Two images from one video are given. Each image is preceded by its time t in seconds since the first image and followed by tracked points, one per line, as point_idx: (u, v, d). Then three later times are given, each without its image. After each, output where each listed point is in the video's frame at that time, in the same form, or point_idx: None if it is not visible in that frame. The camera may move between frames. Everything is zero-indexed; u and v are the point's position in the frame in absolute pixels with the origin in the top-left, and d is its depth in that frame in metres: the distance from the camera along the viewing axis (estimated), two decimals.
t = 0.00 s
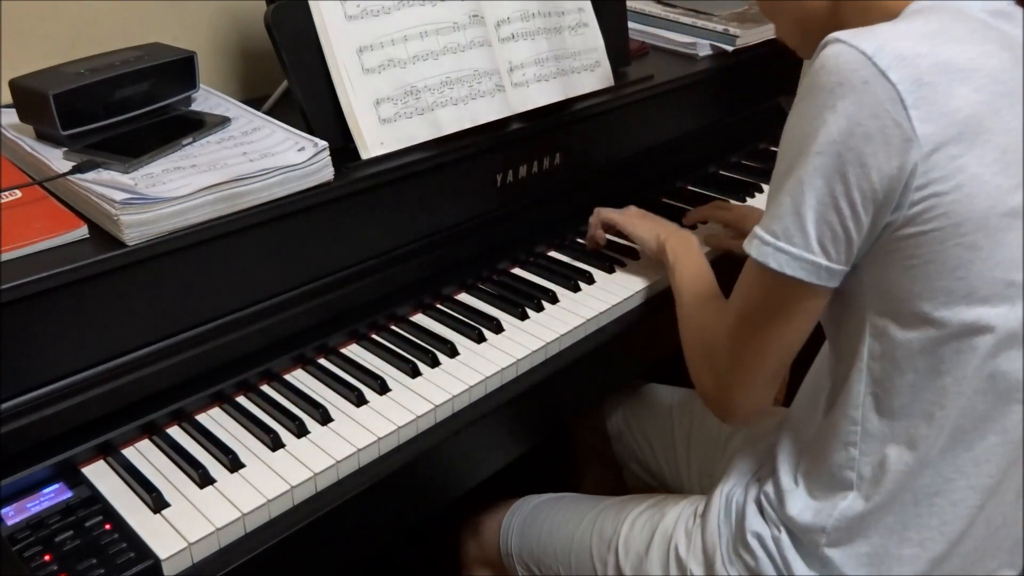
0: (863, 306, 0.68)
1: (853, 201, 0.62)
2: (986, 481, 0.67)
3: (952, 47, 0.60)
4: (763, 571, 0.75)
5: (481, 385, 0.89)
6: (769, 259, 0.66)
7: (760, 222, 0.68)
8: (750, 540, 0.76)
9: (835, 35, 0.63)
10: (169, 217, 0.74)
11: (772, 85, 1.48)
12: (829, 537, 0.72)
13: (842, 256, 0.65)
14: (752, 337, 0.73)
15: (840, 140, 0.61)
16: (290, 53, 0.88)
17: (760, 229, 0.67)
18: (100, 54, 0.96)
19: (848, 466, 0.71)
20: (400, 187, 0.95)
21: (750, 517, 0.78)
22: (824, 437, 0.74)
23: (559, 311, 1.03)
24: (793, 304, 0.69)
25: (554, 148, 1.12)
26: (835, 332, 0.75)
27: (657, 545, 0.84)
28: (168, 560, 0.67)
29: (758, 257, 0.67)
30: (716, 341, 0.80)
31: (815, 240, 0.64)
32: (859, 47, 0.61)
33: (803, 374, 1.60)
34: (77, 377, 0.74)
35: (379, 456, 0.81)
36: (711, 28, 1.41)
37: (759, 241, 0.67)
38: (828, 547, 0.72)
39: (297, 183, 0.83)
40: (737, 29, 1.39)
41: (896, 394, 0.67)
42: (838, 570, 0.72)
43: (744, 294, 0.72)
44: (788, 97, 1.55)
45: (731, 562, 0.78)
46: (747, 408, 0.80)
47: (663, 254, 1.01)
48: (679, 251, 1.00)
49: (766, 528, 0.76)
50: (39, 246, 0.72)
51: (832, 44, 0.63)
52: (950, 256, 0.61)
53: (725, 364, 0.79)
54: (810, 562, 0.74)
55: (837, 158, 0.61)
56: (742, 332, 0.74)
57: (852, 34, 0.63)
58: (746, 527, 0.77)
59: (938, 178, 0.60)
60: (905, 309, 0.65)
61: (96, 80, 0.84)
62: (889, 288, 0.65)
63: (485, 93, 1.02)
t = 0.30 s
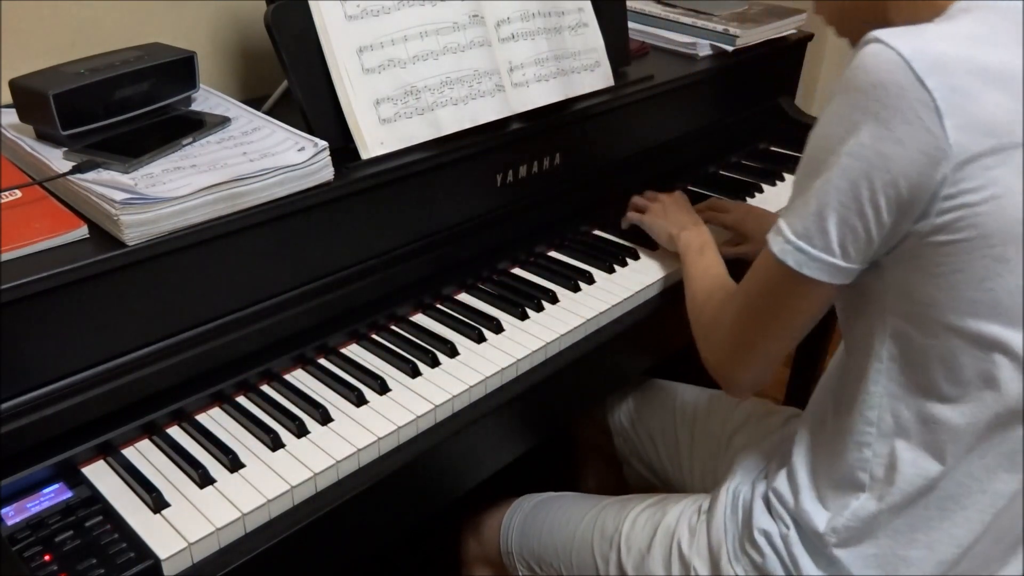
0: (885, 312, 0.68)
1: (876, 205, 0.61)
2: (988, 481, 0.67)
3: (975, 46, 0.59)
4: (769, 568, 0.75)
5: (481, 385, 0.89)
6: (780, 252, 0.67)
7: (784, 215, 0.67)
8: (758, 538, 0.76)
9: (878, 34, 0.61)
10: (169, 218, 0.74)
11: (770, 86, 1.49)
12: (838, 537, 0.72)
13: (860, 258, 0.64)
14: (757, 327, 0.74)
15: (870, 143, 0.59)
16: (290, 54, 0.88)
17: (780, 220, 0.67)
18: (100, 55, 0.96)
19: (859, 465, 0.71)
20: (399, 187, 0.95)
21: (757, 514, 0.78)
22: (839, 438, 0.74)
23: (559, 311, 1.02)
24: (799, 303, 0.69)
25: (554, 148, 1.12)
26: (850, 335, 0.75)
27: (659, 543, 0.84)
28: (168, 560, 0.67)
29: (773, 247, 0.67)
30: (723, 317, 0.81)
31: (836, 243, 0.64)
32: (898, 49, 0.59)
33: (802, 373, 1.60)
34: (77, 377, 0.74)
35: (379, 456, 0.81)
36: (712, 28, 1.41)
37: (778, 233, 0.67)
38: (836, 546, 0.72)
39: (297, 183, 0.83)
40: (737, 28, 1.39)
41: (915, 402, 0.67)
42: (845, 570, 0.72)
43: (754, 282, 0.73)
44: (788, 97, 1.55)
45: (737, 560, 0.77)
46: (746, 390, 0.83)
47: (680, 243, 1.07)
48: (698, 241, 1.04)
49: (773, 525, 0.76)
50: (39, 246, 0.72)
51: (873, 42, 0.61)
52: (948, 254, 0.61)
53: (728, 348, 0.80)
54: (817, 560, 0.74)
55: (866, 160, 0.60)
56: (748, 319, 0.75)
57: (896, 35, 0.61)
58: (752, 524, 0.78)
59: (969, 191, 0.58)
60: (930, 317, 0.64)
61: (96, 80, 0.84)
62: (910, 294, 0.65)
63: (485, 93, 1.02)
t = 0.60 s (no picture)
0: (921, 330, 0.68)
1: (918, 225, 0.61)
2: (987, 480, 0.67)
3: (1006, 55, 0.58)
4: (779, 568, 0.75)
5: (481, 385, 0.89)
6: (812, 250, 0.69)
7: (825, 226, 0.67)
8: (769, 539, 0.76)
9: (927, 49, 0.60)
10: (169, 217, 0.74)
11: (769, 86, 1.49)
12: (854, 539, 0.72)
13: (897, 275, 0.65)
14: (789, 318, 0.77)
15: (915, 166, 0.59)
16: (290, 54, 0.88)
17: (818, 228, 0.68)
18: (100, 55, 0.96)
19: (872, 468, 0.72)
20: (400, 186, 0.95)
21: (768, 513, 0.78)
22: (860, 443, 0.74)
23: (559, 311, 1.02)
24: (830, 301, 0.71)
25: (554, 148, 1.12)
26: (883, 346, 0.74)
27: (662, 542, 0.84)
28: (168, 560, 0.67)
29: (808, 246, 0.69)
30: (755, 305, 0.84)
31: (875, 264, 0.65)
32: (946, 68, 0.57)
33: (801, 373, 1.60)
34: (77, 377, 0.74)
35: (378, 456, 0.81)
36: (712, 28, 1.41)
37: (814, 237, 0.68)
38: (851, 549, 0.73)
39: (296, 182, 0.83)
40: (737, 28, 1.39)
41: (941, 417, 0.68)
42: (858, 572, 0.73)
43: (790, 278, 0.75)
44: (788, 97, 1.55)
45: (746, 559, 0.78)
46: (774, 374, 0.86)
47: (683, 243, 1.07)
48: (706, 237, 1.05)
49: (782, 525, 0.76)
50: (39, 246, 0.71)
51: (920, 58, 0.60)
52: (973, 265, 0.61)
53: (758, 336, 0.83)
54: (830, 561, 0.74)
55: (910, 184, 0.60)
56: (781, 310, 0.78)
57: (947, 51, 0.59)
58: (762, 523, 0.78)
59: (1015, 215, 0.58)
60: (965, 335, 0.64)
61: (96, 81, 0.84)
62: (945, 310, 0.65)
63: (485, 93, 1.02)
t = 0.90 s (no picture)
0: (927, 338, 0.68)
1: (925, 235, 0.61)
2: (989, 483, 0.67)
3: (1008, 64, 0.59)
4: (783, 569, 0.75)
5: (481, 385, 0.89)
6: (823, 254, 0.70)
7: (836, 236, 0.69)
8: (774, 541, 0.76)
9: (936, 60, 0.60)
10: (169, 217, 0.74)
11: (768, 85, 1.49)
12: (860, 542, 0.72)
13: (906, 283, 0.65)
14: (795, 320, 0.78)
15: (924, 177, 0.60)
16: (290, 54, 0.88)
17: (829, 237, 0.69)
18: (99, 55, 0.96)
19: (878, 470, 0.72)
20: (400, 186, 0.95)
21: (773, 515, 0.78)
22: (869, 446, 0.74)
23: (559, 311, 1.02)
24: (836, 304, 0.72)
25: (554, 148, 1.12)
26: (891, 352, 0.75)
27: (663, 543, 0.84)
28: (168, 560, 0.67)
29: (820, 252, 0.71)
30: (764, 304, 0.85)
31: (882, 272, 0.65)
32: (954, 79, 0.58)
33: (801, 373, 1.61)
34: (77, 376, 0.74)
35: (379, 456, 0.81)
36: (711, 28, 1.40)
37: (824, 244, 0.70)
38: (857, 551, 0.73)
39: (296, 182, 0.83)
40: (737, 28, 1.39)
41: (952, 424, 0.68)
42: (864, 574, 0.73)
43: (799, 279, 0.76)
44: (788, 97, 1.55)
45: (750, 561, 0.78)
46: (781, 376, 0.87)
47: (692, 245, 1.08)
48: (715, 240, 1.05)
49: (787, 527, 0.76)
50: (39, 246, 0.71)
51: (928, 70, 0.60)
52: (978, 272, 0.62)
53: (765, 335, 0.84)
54: (834, 562, 0.74)
55: (920, 196, 0.60)
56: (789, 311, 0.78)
57: (954, 63, 0.60)
58: (767, 524, 0.78)
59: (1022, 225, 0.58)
60: (974, 342, 0.64)
61: (96, 81, 0.84)
62: (952, 316, 0.65)
63: (485, 93, 1.02)
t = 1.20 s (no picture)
0: (921, 332, 0.68)
1: (914, 226, 0.62)
2: (986, 479, 0.67)
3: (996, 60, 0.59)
4: (783, 566, 0.75)
5: (481, 385, 0.89)
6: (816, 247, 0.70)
7: (826, 227, 0.69)
8: (773, 538, 0.76)
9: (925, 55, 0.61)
10: (169, 217, 0.74)
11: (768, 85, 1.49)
12: (859, 540, 0.73)
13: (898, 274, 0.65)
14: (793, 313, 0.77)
15: (911, 167, 0.60)
16: (290, 54, 0.88)
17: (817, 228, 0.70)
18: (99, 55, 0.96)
19: (877, 467, 0.72)
20: (400, 186, 0.95)
21: (773, 513, 0.78)
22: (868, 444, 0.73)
23: (559, 311, 1.02)
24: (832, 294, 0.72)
25: (554, 149, 1.12)
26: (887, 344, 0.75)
27: (663, 541, 0.84)
28: (168, 560, 0.67)
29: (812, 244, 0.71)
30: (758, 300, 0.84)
31: (872, 263, 0.66)
32: (943, 73, 0.58)
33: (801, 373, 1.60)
34: (77, 377, 0.74)
35: (378, 456, 0.81)
36: (711, 28, 1.40)
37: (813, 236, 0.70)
38: (856, 548, 0.73)
39: (297, 183, 0.83)
40: (738, 28, 1.39)
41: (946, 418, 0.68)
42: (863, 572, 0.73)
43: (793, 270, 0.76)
44: (788, 97, 1.55)
45: (750, 557, 0.78)
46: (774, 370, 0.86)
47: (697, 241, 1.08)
48: (720, 237, 1.06)
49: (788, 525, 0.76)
50: (39, 246, 0.71)
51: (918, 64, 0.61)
52: (971, 266, 0.62)
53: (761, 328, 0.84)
54: (834, 562, 0.75)
55: (908, 186, 0.61)
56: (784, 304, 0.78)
57: (943, 56, 0.60)
58: (768, 522, 0.78)
59: (1009, 217, 0.58)
60: (967, 335, 0.64)
61: (96, 81, 0.84)
62: (949, 313, 0.65)
63: (485, 93, 1.02)
